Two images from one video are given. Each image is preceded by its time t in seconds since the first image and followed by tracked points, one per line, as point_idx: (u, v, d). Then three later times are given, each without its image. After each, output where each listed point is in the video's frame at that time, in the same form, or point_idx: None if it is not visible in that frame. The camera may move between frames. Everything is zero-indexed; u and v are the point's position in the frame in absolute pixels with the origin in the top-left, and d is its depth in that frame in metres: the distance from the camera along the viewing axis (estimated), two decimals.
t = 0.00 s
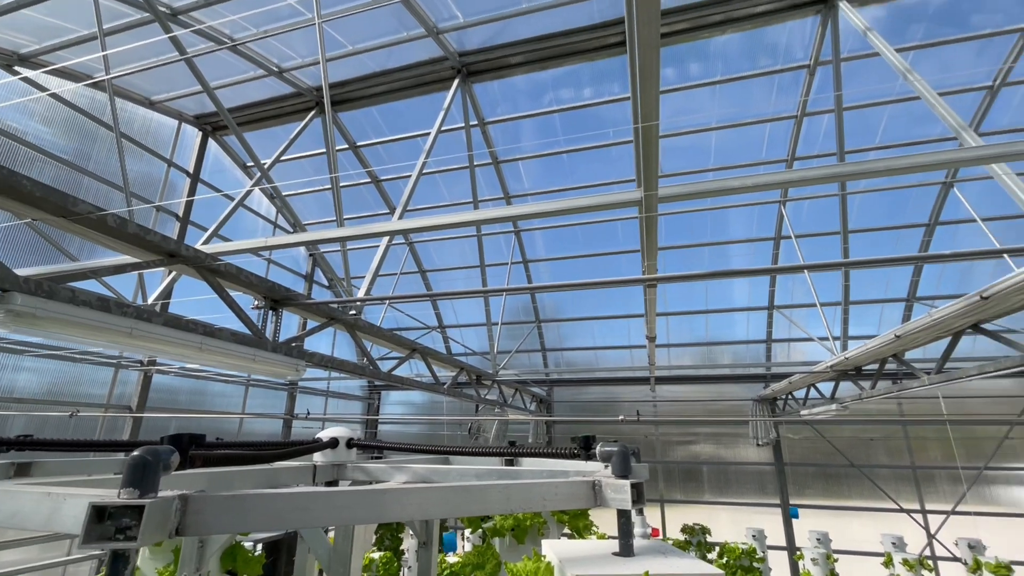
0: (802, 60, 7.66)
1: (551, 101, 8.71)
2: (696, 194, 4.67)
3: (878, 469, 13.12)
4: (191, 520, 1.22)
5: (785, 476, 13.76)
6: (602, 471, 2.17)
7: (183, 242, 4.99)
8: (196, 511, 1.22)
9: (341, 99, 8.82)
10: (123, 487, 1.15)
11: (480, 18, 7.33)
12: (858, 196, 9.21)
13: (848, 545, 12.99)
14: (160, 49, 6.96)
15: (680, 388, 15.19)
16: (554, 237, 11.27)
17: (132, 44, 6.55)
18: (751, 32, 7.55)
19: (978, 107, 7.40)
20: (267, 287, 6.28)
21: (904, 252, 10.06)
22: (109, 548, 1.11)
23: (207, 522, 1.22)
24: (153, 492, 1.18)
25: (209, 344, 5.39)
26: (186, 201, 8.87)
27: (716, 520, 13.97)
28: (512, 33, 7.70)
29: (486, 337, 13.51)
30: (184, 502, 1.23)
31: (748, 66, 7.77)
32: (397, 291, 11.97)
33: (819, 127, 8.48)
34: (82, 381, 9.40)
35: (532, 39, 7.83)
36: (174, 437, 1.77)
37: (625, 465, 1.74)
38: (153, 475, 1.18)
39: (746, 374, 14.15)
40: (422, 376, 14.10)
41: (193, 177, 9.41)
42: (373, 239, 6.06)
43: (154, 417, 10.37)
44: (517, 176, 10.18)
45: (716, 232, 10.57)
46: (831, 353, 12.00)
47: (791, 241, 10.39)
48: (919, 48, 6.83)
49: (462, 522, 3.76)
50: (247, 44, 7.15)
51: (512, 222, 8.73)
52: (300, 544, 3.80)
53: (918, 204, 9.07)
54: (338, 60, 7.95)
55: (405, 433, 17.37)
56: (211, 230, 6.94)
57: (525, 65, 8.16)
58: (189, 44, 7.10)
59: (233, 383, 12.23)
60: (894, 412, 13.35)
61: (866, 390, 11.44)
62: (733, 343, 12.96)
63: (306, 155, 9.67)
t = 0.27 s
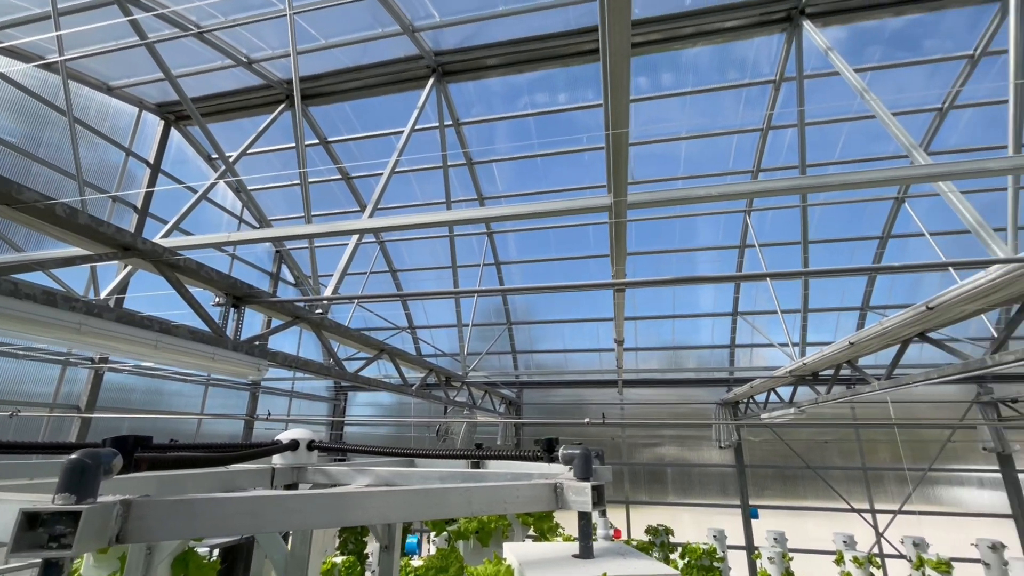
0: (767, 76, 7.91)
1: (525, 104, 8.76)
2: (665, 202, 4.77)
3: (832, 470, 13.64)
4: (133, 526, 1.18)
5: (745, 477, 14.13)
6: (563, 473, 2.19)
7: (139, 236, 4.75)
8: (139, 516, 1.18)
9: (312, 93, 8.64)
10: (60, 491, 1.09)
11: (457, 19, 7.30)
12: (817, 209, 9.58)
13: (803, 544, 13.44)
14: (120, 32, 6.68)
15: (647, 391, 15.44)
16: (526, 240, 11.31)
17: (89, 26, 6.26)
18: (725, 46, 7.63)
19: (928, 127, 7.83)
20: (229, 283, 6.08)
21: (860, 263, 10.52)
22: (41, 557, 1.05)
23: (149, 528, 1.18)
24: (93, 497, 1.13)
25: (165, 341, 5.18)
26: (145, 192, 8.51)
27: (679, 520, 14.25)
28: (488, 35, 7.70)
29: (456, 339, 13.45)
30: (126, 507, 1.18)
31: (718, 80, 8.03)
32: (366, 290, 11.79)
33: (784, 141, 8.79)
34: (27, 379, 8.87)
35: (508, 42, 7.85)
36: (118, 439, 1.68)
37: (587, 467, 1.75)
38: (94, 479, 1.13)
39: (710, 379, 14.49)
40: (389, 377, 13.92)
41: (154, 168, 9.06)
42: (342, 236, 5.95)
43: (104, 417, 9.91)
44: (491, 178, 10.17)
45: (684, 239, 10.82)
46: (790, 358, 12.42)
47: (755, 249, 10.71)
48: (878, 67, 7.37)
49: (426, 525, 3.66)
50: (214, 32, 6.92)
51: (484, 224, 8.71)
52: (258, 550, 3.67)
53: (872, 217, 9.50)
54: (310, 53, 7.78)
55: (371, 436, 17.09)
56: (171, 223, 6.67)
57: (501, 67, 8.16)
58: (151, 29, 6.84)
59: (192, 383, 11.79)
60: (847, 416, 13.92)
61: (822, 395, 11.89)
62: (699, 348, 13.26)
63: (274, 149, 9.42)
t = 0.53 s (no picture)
0: (732, 89, 8.23)
1: (499, 106, 8.75)
2: (634, 208, 4.85)
3: (786, 471, 14.13)
4: (62, 531, 1.12)
5: (705, 479, 14.45)
6: (521, 472, 2.20)
7: (85, 224, 4.50)
8: (70, 520, 1.13)
9: (280, 85, 8.40)
10: None
11: (432, 16, 7.24)
12: (777, 219, 9.95)
13: (759, 543, 13.85)
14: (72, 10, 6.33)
15: (612, 394, 15.64)
16: (497, 241, 11.30)
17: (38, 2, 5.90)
18: (694, 58, 7.84)
19: (880, 145, 8.26)
20: (184, 276, 5.82)
21: (816, 272, 10.95)
22: None
23: (80, 533, 1.12)
24: (18, 501, 1.08)
25: (112, 337, 4.93)
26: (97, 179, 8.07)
27: (641, 521, 14.47)
28: (463, 34, 7.67)
29: (423, 339, 13.30)
30: (55, 511, 1.13)
31: (686, 91, 8.28)
32: (332, 288, 11.53)
33: (747, 152, 9.06)
34: None
35: (482, 42, 7.83)
36: (48, 441, 1.56)
37: (544, 468, 1.76)
38: (20, 481, 1.07)
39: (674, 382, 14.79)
40: (354, 377, 13.65)
41: (108, 155, 8.62)
42: (307, 232, 5.80)
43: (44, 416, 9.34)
44: (463, 179, 10.12)
45: (651, 244, 11.01)
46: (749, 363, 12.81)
47: (718, 257, 11.00)
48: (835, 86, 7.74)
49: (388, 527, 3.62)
50: (175, 16, 6.65)
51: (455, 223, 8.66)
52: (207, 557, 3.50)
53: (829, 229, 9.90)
54: (278, 43, 7.57)
55: (333, 437, 16.72)
56: (125, 213, 6.36)
57: (475, 67, 8.14)
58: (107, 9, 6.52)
59: (144, 381, 11.27)
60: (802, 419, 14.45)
61: (779, 398, 12.30)
62: (663, 352, 13.51)
63: (238, 140, 9.11)
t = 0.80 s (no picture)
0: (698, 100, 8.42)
1: (470, 106, 8.70)
2: (601, 212, 4.90)
3: (742, 472, 14.58)
4: None
5: (665, 479, 14.73)
6: (478, 474, 2.18)
7: (23, 211, 4.23)
8: None
9: (243, 73, 8.13)
10: None
11: (404, 12, 7.15)
12: (738, 228, 10.28)
13: (715, 542, 14.22)
14: None
15: (576, 396, 15.77)
16: (465, 242, 11.22)
17: None
18: (661, 68, 8.00)
19: (833, 160, 8.65)
20: (132, 269, 5.54)
21: (774, 279, 11.34)
22: None
23: None
24: None
25: (51, 331, 4.64)
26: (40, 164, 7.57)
27: (602, 522, 14.62)
28: (435, 32, 7.60)
29: (388, 339, 13.08)
30: None
31: (654, 100, 8.46)
32: (294, 285, 11.19)
33: (711, 162, 9.31)
34: None
35: (455, 41, 7.78)
36: None
37: (502, 469, 1.74)
38: None
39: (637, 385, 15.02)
40: (314, 377, 13.31)
41: (53, 139, 8.09)
42: (269, 226, 5.62)
43: None
44: (432, 178, 10.02)
45: (618, 249, 11.16)
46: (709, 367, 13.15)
47: (682, 263, 11.24)
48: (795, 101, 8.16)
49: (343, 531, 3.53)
50: None
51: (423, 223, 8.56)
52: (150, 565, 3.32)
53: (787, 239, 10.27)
54: (243, 30, 7.32)
55: (291, 438, 16.24)
56: (69, 200, 6.00)
57: (447, 66, 8.09)
58: None
59: (87, 379, 10.67)
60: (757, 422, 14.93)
61: (736, 402, 12.66)
62: (627, 355, 13.71)
63: (196, 129, 8.76)
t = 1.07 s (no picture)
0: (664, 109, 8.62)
1: (440, 105, 8.63)
2: (568, 215, 4.93)
3: (699, 473, 14.96)
4: None
5: (626, 480, 14.95)
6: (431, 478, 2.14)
7: None
8: None
9: (203, 60, 7.80)
10: None
11: (375, 7, 7.02)
12: (701, 235, 10.58)
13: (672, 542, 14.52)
14: None
15: (540, 398, 15.82)
16: (433, 241, 11.10)
17: None
18: (631, 77, 8.14)
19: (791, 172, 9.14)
20: (71, 259, 5.22)
21: (733, 286, 11.70)
22: None
23: None
24: None
25: None
26: None
27: (564, 523, 14.70)
28: (406, 29, 7.50)
29: (350, 338, 12.80)
30: None
31: (623, 107, 8.62)
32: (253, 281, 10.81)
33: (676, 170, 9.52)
34: None
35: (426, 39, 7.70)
36: None
37: (455, 473, 1.70)
38: None
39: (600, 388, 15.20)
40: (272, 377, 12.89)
41: None
42: (227, 219, 5.41)
43: None
44: (400, 176, 9.89)
45: (584, 252, 11.28)
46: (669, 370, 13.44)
47: (646, 268, 11.45)
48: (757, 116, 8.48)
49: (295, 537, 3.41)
50: None
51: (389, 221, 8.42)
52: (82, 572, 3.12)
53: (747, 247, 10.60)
54: (204, 15, 7.03)
55: (245, 440, 15.68)
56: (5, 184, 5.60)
57: (418, 64, 7.97)
58: None
59: (22, 376, 9.98)
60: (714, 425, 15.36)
61: (695, 404, 12.98)
62: (591, 357, 13.86)
63: (151, 115, 8.35)
